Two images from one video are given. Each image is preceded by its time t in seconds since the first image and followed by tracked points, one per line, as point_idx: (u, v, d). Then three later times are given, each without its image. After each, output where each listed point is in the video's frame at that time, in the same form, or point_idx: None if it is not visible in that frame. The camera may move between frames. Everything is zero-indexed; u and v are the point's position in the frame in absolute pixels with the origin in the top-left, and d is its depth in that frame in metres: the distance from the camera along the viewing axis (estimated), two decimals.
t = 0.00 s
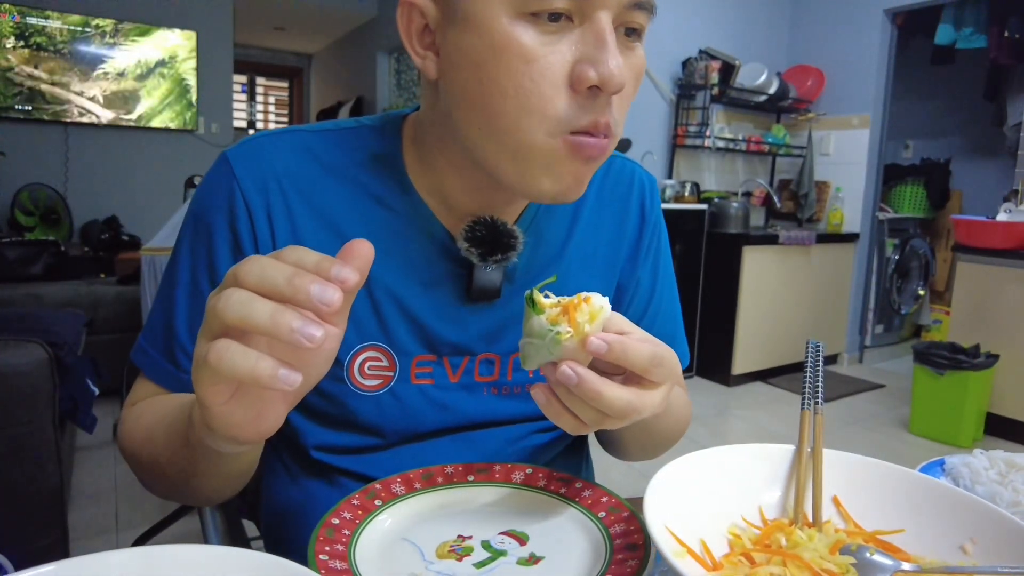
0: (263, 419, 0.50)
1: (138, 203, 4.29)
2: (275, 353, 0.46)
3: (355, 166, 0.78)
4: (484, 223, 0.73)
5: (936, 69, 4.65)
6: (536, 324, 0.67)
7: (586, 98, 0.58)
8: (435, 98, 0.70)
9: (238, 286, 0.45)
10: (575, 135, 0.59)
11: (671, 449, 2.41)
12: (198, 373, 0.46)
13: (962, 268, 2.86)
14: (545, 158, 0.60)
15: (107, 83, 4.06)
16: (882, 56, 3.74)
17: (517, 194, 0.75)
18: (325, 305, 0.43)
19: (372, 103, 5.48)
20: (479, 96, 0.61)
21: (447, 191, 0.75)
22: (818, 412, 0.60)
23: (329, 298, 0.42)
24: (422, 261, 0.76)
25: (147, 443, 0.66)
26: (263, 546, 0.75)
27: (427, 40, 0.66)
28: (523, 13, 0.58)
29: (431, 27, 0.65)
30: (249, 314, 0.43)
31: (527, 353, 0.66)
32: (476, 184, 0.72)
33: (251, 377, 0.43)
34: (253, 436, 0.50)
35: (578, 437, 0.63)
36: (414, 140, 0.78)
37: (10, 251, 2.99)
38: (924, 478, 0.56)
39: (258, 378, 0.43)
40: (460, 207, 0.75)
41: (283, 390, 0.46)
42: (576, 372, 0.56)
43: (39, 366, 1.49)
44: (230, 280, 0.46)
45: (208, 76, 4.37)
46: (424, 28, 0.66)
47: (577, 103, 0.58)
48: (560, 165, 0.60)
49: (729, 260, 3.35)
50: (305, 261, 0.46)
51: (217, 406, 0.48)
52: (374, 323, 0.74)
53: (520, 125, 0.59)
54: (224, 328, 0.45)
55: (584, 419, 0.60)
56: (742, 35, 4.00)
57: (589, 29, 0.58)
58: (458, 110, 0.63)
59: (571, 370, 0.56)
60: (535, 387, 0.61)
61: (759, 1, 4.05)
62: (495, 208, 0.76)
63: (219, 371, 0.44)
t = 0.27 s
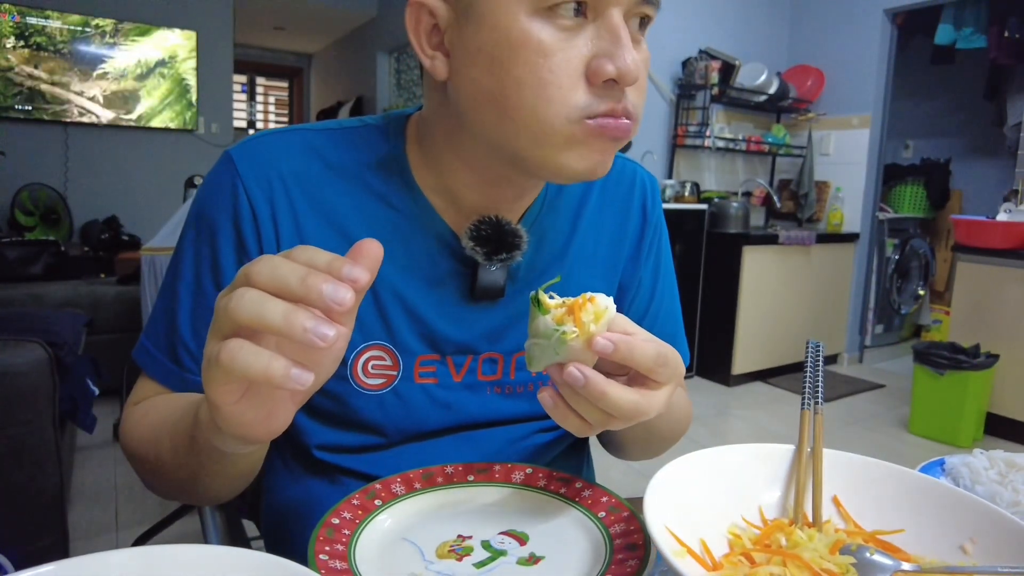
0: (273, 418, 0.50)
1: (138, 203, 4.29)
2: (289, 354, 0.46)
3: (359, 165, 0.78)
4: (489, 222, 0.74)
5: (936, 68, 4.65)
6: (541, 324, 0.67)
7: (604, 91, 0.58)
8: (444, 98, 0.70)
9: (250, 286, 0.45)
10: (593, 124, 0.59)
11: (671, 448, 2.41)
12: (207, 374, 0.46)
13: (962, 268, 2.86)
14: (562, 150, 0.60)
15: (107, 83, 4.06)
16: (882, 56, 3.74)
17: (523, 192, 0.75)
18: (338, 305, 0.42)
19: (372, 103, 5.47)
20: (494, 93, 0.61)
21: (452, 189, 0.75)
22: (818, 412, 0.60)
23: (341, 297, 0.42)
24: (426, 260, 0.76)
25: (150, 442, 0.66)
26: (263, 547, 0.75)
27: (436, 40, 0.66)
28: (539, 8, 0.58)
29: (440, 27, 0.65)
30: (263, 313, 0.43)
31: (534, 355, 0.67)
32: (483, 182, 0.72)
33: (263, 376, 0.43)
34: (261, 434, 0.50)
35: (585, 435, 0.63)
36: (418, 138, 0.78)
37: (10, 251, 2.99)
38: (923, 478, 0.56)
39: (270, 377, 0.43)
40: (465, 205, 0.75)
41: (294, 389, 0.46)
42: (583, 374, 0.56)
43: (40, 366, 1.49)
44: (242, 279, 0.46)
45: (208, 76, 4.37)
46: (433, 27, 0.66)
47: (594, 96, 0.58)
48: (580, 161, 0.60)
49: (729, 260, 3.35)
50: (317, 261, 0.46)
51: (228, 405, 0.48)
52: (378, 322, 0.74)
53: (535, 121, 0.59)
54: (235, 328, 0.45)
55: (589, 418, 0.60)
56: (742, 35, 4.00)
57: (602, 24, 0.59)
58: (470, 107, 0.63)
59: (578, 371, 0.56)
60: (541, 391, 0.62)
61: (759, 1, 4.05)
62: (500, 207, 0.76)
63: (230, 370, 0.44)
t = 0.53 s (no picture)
0: (276, 418, 0.50)
1: (138, 203, 4.29)
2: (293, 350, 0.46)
3: (360, 164, 0.78)
4: (490, 221, 0.73)
5: (936, 68, 4.64)
6: (542, 323, 0.67)
7: (597, 90, 0.58)
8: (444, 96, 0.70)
9: (255, 283, 0.45)
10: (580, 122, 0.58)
11: (671, 449, 2.41)
12: (212, 369, 0.46)
13: (962, 267, 2.86)
14: (555, 147, 0.60)
15: (107, 83, 4.06)
16: (882, 56, 3.73)
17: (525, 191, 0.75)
18: (342, 302, 0.42)
19: (372, 103, 5.47)
20: (487, 89, 0.60)
21: (452, 187, 0.75)
22: (818, 412, 0.60)
23: (346, 294, 0.42)
24: (427, 258, 0.76)
25: (151, 440, 0.66)
26: (263, 547, 0.75)
27: (435, 37, 0.66)
28: (535, 7, 0.59)
29: (440, 24, 0.65)
30: (269, 310, 0.43)
31: (533, 351, 0.67)
32: (482, 181, 0.72)
33: (267, 373, 0.43)
34: (264, 431, 0.50)
35: (585, 435, 0.63)
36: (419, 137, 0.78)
37: (10, 251, 2.99)
38: (924, 478, 0.56)
39: (275, 373, 0.43)
40: (466, 205, 0.76)
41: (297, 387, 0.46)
42: (580, 367, 0.56)
43: (39, 366, 1.49)
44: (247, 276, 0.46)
45: (208, 76, 4.37)
46: (433, 25, 0.66)
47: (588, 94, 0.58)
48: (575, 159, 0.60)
49: (729, 260, 3.35)
50: (321, 258, 0.46)
51: (232, 401, 0.48)
52: (379, 321, 0.74)
53: (532, 118, 0.59)
54: (240, 325, 0.45)
55: (590, 417, 0.60)
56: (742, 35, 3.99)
57: (600, 23, 0.58)
58: (463, 103, 0.63)
59: (575, 365, 0.56)
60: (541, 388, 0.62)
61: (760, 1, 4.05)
62: (501, 206, 0.76)
63: (235, 366, 0.44)
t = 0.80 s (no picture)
0: (275, 420, 0.50)
1: (138, 202, 4.30)
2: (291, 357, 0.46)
3: (362, 165, 0.78)
4: (491, 223, 0.73)
5: (936, 68, 4.65)
6: (544, 325, 0.67)
7: (594, 91, 0.58)
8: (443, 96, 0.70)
9: (255, 288, 0.45)
10: (580, 123, 0.58)
11: (671, 448, 2.41)
12: (213, 374, 0.46)
13: (962, 267, 2.86)
14: (551, 146, 0.59)
15: (107, 83, 4.06)
16: (882, 56, 3.74)
17: (526, 192, 0.75)
18: (342, 307, 0.42)
19: (372, 103, 5.47)
20: (486, 90, 0.61)
21: (453, 188, 0.75)
22: (818, 412, 0.60)
23: (345, 299, 0.42)
24: (428, 258, 0.76)
25: (153, 439, 0.66)
26: (263, 547, 0.75)
27: (435, 37, 0.66)
28: (532, 7, 0.59)
29: (439, 24, 0.65)
30: (269, 316, 0.43)
31: (533, 352, 0.67)
32: (483, 182, 0.72)
33: (268, 377, 0.43)
34: (265, 434, 0.50)
35: (585, 438, 0.63)
36: (420, 137, 0.78)
37: (10, 251, 2.99)
38: (924, 478, 0.56)
39: (275, 378, 0.43)
40: (466, 205, 0.76)
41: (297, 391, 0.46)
42: (578, 368, 0.56)
43: (39, 367, 1.49)
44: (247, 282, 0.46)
45: (208, 76, 4.37)
46: (433, 25, 0.66)
47: (584, 94, 0.58)
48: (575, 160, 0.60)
49: (729, 260, 3.35)
50: (321, 263, 0.46)
51: (232, 404, 0.48)
52: (380, 320, 0.74)
53: (528, 116, 0.59)
54: (241, 329, 0.45)
55: (589, 419, 0.60)
56: (742, 35, 4.00)
57: (596, 25, 0.58)
58: (464, 103, 0.63)
59: (574, 366, 0.56)
60: (540, 392, 0.62)
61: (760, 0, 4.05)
62: (500, 207, 0.76)
63: (236, 370, 0.44)
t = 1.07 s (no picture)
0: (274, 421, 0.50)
1: (138, 202, 4.29)
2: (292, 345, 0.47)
3: (361, 165, 0.78)
4: (489, 221, 0.74)
5: (936, 68, 4.65)
6: (548, 323, 0.66)
7: (589, 99, 0.58)
8: (440, 97, 0.70)
9: (255, 278, 0.45)
10: (581, 135, 0.59)
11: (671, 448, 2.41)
12: (214, 365, 0.46)
13: (962, 267, 2.86)
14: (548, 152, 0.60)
15: (107, 83, 4.06)
16: (882, 56, 3.74)
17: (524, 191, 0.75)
18: (342, 297, 0.42)
19: (372, 103, 5.47)
20: (481, 97, 0.61)
21: (452, 188, 0.75)
22: (817, 412, 0.60)
23: (345, 289, 0.42)
24: (427, 258, 0.76)
25: (154, 439, 0.66)
26: (263, 547, 0.75)
27: (431, 41, 0.66)
28: (523, 13, 0.58)
29: (434, 28, 0.65)
30: (268, 305, 0.43)
31: (537, 350, 0.67)
32: (483, 183, 0.72)
33: (268, 367, 0.43)
34: (267, 429, 0.50)
35: (589, 436, 0.62)
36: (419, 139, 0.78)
37: (10, 251, 2.99)
38: (924, 477, 0.56)
39: (274, 367, 0.43)
40: (465, 206, 0.76)
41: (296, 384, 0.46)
42: (585, 365, 0.57)
43: (40, 367, 1.49)
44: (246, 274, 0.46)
45: (208, 76, 4.38)
46: (428, 29, 0.66)
47: (580, 104, 0.58)
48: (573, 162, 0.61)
49: (729, 260, 3.35)
50: (320, 254, 0.46)
51: (232, 396, 0.48)
52: (380, 320, 0.74)
53: (526, 123, 0.59)
54: (241, 319, 0.45)
55: (594, 417, 0.60)
56: (742, 35, 4.00)
57: (589, 29, 0.58)
58: (461, 109, 0.64)
59: (580, 364, 0.57)
60: (545, 392, 0.60)
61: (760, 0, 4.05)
62: (499, 207, 0.76)
63: (235, 361, 0.44)
